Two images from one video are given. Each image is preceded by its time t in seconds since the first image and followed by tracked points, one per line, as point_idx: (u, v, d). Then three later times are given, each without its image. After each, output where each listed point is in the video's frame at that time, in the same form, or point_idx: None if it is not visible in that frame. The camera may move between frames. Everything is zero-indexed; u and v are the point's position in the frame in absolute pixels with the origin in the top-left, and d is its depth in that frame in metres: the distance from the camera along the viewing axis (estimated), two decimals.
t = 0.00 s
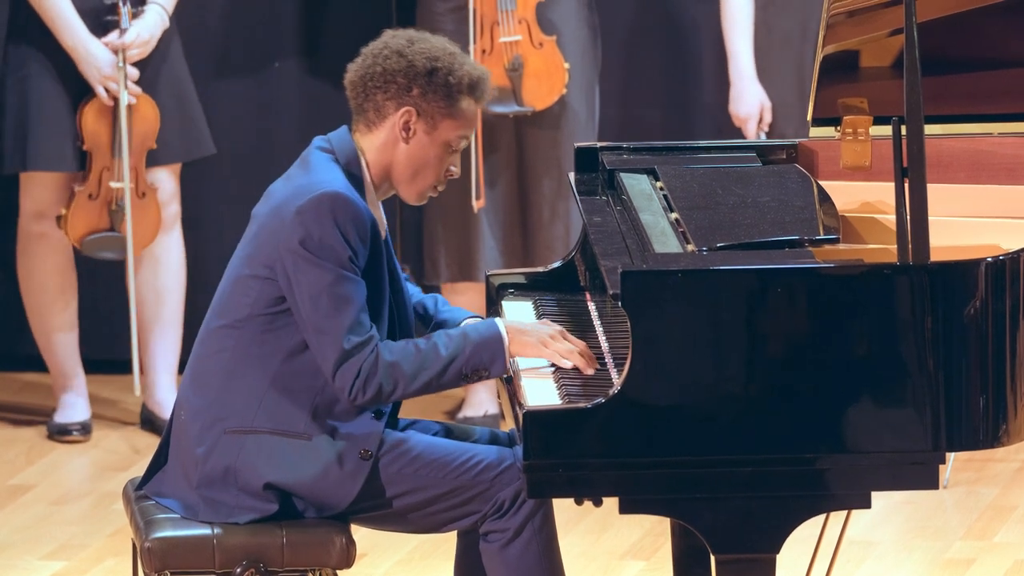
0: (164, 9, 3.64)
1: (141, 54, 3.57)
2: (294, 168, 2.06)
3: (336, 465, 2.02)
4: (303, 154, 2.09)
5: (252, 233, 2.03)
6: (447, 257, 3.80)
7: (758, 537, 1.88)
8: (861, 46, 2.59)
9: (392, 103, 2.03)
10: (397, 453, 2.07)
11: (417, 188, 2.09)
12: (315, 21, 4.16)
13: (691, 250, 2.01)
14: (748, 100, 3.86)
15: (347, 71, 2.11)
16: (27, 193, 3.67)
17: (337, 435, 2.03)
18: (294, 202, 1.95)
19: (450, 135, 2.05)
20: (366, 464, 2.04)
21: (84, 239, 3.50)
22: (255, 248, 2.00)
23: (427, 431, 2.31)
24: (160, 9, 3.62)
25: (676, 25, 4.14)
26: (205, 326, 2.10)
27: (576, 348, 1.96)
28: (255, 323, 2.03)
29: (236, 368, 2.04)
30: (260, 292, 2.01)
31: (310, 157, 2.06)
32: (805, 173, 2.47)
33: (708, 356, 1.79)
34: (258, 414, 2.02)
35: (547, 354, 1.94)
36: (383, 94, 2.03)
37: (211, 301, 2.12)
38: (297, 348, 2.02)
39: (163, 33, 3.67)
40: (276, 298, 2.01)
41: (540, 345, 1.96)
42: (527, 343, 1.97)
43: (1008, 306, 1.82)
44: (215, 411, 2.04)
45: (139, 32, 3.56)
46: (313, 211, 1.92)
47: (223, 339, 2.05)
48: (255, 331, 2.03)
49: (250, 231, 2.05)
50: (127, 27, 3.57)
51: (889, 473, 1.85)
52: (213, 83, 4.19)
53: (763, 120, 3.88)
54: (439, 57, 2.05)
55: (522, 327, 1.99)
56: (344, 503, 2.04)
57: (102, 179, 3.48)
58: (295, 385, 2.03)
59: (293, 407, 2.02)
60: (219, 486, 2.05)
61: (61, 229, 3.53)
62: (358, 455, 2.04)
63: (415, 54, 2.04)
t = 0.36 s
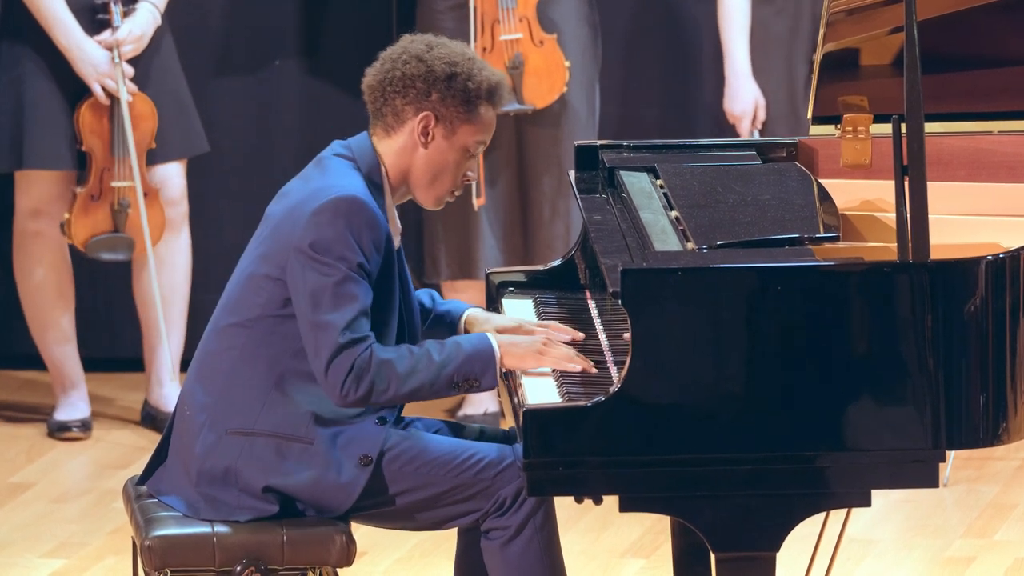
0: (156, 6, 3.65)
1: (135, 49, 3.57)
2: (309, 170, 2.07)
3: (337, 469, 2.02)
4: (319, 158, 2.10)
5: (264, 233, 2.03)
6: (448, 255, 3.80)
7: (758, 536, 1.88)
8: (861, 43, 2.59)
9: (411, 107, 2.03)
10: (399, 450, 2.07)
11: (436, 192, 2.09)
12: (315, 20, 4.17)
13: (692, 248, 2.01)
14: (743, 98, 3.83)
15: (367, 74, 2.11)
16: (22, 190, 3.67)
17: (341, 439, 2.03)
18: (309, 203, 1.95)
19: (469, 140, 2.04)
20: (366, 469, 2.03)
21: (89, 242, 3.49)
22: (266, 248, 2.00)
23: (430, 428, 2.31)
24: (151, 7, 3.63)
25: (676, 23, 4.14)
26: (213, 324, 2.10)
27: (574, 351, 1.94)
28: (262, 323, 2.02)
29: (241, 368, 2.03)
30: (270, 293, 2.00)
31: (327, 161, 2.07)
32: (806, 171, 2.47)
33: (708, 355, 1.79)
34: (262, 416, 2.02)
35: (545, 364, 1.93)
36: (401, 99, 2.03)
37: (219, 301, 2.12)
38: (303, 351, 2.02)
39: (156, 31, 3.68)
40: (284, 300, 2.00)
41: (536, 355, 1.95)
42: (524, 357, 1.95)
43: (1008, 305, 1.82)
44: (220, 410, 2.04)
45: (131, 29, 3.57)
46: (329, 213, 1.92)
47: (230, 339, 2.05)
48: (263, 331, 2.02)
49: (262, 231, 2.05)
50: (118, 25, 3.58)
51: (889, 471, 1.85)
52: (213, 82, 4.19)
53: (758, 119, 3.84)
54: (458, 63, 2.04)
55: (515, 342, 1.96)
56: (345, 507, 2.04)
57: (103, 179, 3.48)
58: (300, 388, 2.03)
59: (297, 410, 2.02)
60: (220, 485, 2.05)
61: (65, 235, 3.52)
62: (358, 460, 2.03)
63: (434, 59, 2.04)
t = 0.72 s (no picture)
0: (155, 8, 3.65)
1: (133, 48, 3.58)
2: (316, 171, 2.07)
3: (338, 470, 2.03)
4: (327, 159, 2.10)
5: (271, 233, 2.03)
6: (449, 254, 3.79)
7: (759, 534, 1.88)
8: (861, 42, 2.57)
9: (418, 108, 2.03)
10: (401, 448, 2.07)
11: (446, 191, 2.09)
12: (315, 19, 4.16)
13: (692, 247, 2.01)
14: (735, 98, 3.86)
15: (371, 75, 2.11)
16: (19, 190, 3.67)
17: (343, 441, 2.04)
18: (318, 204, 1.95)
19: (478, 138, 2.05)
20: (367, 471, 2.03)
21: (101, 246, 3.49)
22: (272, 248, 2.00)
23: (432, 427, 2.31)
24: (150, 8, 3.63)
25: (676, 22, 4.14)
26: (218, 324, 2.10)
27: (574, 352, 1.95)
28: (266, 324, 2.02)
29: (245, 368, 2.03)
30: (276, 293, 2.00)
31: (335, 162, 2.07)
32: (806, 170, 2.47)
33: (709, 353, 1.79)
34: (265, 416, 2.02)
35: (548, 365, 1.94)
36: (409, 99, 2.03)
37: (224, 301, 2.12)
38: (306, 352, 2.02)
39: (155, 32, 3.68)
40: (289, 301, 2.00)
41: (537, 354, 1.95)
42: (524, 356, 1.95)
43: (1008, 303, 1.82)
44: (222, 410, 2.04)
45: (128, 27, 3.58)
46: (338, 214, 1.92)
47: (234, 339, 2.05)
48: (267, 332, 2.02)
49: (269, 232, 2.05)
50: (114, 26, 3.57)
51: (889, 470, 1.85)
52: (213, 81, 4.19)
53: (750, 119, 3.87)
54: (464, 61, 2.04)
55: (514, 340, 1.95)
56: (346, 508, 2.04)
57: (111, 181, 3.47)
58: (302, 389, 2.03)
59: (301, 411, 2.02)
60: (222, 484, 2.05)
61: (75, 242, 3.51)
62: (358, 462, 2.03)
63: (440, 58, 2.03)
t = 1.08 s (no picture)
0: (154, 15, 3.65)
1: (126, 55, 3.57)
2: (312, 172, 2.07)
3: (338, 474, 2.02)
4: (322, 160, 2.09)
5: (267, 237, 2.02)
6: (449, 254, 3.80)
7: (759, 535, 1.88)
8: (861, 43, 2.58)
9: (410, 105, 2.03)
10: (401, 451, 2.07)
11: (442, 186, 2.10)
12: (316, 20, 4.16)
13: (693, 247, 2.01)
14: (733, 97, 3.87)
15: (360, 73, 2.11)
16: (15, 191, 3.67)
17: (342, 444, 2.03)
18: (312, 208, 1.95)
19: (471, 132, 2.05)
20: (367, 475, 2.03)
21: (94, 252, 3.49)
22: (267, 252, 2.00)
23: (433, 429, 2.31)
24: (149, 15, 3.63)
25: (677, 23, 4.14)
26: (216, 327, 2.09)
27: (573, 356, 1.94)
28: (264, 328, 2.02)
29: (244, 372, 2.03)
30: (273, 298, 2.00)
31: (331, 163, 2.06)
32: (807, 170, 2.46)
33: (709, 354, 1.79)
34: (264, 421, 2.02)
35: (548, 371, 1.93)
36: (399, 98, 2.03)
37: (222, 304, 2.11)
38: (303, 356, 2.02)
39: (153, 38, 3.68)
40: (286, 305, 2.00)
41: (535, 361, 1.94)
42: (521, 364, 1.94)
43: (1009, 303, 1.82)
44: (221, 414, 2.04)
45: (123, 33, 3.58)
46: (331, 219, 1.91)
47: (232, 343, 2.05)
48: (265, 337, 2.02)
49: (265, 235, 2.04)
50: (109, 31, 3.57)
51: (890, 470, 1.85)
52: (213, 82, 4.19)
53: (747, 119, 3.88)
54: (453, 56, 2.03)
55: (511, 349, 1.95)
56: (347, 512, 2.04)
57: (104, 187, 3.47)
58: (300, 393, 2.03)
59: (299, 415, 2.02)
60: (222, 486, 2.05)
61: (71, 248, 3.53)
62: (358, 466, 2.03)
63: (428, 53, 2.03)
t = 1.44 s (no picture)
0: (144, 20, 3.61)
1: (110, 60, 3.55)
2: (304, 172, 2.06)
3: (336, 475, 2.02)
4: (313, 159, 2.09)
5: (261, 239, 2.02)
6: (449, 253, 3.80)
7: (760, 535, 1.88)
8: (861, 43, 2.56)
9: (394, 100, 2.03)
10: (401, 453, 2.07)
11: (433, 179, 2.10)
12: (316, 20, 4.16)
13: (692, 247, 2.01)
14: (731, 96, 3.87)
15: (343, 72, 2.11)
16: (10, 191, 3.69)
17: (342, 445, 2.03)
18: (304, 210, 1.94)
19: (457, 122, 2.05)
20: (367, 477, 2.02)
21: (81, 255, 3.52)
22: (261, 255, 1.99)
23: (433, 429, 2.31)
24: (138, 19, 3.60)
25: (677, 23, 4.14)
26: (212, 330, 2.09)
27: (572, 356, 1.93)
28: (260, 332, 2.02)
29: (242, 375, 2.03)
30: (268, 302, 2.00)
31: (322, 162, 2.06)
32: (807, 170, 2.46)
33: (709, 354, 1.79)
34: (264, 424, 2.02)
35: (547, 372, 1.93)
36: (382, 93, 2.03)
37: (218, 306, 2.11)
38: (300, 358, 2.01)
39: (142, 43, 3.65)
40: (281, 308, 2.00)
41: (533, 361, 1.94)
42: (521, 364, 1.94)
43: (1009, 303, 1.82)
44: (219, 417, 2.04)
45: (108, 39, 3.55)
46: (323, 222, 1.91)
47: (230, 346, 2.05)
48: (262, 341, 2.02)
49: (259, 238, 2.04)
50: (95, 35, 3.55)
51: (891, 470, 1.85)
52: (213, 82, 4.19)
53: (746, 118, 3.88)
54: (433, 48, 2.04)
55: (510, 349, 1.95)
56: (347, 514, 2.04)
57: (90, 191, 3.48)
58: (299, 395, 2.02)
59: (297, 417, 2.02)
60: (223, 488, 2.05)
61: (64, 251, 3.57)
62: (358, 468, 2.02)
63: (408, 47, 2.03)
